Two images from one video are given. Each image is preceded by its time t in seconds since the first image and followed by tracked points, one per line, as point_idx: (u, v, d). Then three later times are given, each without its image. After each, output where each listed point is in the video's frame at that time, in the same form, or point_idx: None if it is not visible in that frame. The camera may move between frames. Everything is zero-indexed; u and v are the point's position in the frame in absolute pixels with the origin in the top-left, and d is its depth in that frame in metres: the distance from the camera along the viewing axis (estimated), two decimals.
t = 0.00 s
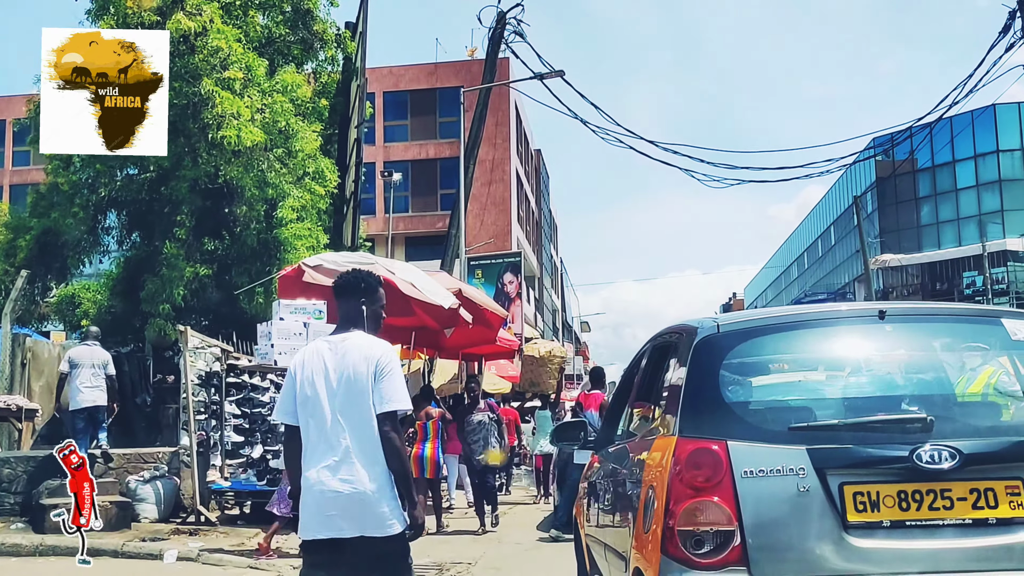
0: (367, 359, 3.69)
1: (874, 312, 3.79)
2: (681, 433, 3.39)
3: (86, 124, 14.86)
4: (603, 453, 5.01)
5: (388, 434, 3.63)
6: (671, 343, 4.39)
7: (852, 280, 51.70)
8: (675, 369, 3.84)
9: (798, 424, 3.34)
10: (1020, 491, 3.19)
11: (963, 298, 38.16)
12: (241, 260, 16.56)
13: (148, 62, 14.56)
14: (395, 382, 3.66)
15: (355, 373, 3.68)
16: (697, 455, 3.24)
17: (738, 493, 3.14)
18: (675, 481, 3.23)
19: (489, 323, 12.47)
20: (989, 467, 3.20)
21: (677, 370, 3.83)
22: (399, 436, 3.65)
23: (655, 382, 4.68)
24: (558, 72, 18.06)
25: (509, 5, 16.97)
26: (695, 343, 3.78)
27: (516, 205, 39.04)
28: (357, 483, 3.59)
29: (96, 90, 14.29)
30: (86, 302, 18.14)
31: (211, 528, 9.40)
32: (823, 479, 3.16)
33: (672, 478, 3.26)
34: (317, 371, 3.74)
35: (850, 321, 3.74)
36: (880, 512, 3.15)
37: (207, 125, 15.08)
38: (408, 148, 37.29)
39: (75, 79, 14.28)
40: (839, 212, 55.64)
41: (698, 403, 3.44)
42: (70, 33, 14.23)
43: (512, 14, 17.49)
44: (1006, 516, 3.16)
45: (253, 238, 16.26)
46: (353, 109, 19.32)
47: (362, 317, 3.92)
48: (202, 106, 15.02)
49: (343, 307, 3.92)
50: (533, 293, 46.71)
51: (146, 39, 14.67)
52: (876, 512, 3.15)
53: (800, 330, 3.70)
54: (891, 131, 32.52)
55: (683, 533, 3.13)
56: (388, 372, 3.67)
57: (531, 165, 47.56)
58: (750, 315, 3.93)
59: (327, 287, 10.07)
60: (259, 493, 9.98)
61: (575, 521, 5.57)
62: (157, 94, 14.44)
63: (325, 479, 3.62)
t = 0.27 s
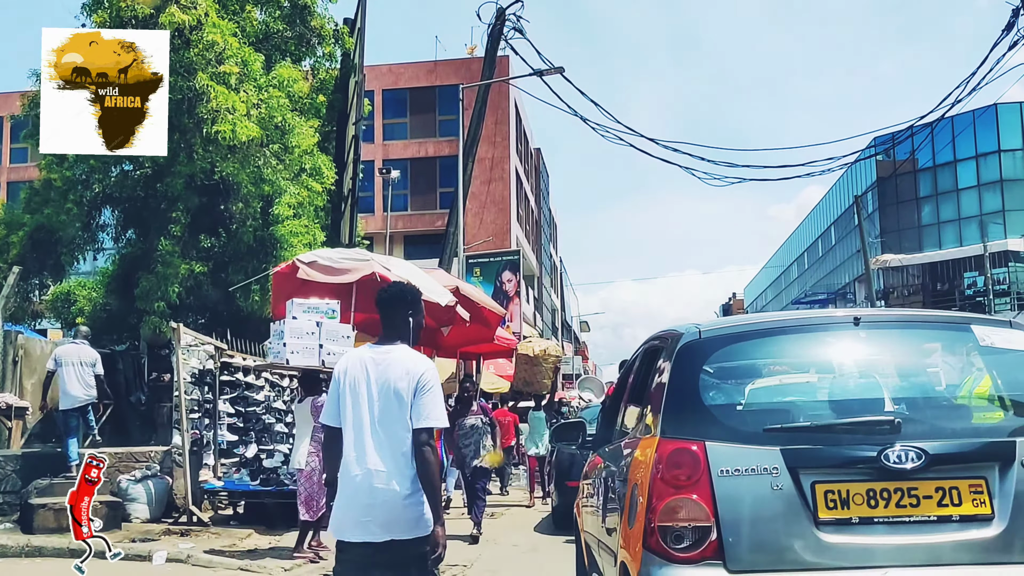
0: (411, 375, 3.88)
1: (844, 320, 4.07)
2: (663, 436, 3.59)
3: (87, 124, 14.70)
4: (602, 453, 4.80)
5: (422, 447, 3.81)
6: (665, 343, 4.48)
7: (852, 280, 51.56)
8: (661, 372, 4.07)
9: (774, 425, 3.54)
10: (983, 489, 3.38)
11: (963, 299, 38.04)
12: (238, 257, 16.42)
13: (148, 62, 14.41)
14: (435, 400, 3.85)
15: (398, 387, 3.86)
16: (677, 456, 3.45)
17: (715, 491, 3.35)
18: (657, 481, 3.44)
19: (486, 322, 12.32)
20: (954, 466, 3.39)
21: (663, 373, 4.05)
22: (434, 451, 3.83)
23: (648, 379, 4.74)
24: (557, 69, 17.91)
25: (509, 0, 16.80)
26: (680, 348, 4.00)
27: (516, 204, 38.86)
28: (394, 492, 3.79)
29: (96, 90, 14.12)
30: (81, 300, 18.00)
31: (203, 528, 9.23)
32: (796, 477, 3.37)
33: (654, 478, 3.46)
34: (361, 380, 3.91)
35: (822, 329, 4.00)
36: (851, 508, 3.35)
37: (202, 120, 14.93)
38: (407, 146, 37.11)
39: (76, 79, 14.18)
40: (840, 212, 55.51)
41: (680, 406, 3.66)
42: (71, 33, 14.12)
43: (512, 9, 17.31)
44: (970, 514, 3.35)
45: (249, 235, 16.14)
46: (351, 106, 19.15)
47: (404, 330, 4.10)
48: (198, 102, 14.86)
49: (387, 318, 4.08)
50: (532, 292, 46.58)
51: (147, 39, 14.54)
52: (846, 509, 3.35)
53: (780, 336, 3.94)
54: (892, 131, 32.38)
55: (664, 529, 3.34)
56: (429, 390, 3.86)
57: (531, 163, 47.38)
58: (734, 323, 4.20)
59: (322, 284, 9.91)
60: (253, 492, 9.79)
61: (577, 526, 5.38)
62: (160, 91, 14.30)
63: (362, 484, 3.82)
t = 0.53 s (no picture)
0: (440, 363, 4.00)
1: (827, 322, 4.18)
2: (649, 434, 3.70)
3: (86, 124, 14.36)
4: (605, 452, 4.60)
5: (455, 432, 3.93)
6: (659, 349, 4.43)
7: (852, 280, 51.43)
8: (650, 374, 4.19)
9: (753, 425, 3.64)
10: (953, 486, 3.46)
11: (964, 298, 37.91)
12: (233, 255, 16.24)
13: (148, 63, 14.23)
14: (464, 387, 3.97)
15: (428, 374, 3.98)
16: (661, 453, 3.55)
17: (697, 488, 3.44)
18: (643, 477, 3.55)
19: (483, 319, 12.13)
20: (925, 464, 3.46)
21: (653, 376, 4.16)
22: (465, 436, 3.94)
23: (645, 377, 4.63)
24: (555, 65, 17.75)
25: None
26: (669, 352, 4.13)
27: (515, 203, 38.69)
28: (425, 476, 3.90)
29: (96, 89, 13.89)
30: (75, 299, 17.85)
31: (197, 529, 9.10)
32: (773, 475, 3.45)
33: (640, 474, 3.57)
34: (393, 369, 4.04)
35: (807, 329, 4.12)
36: (826, 505, 3.43)
37: (196, 117, 14.78)
38: (405, 145, 36.91)
39: (77, 79, 13.97)
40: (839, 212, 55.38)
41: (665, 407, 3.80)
42: (70, 33, 14.01)
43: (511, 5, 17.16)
44: (940, 510, 3.42)
45: (245, 233, 15.99)
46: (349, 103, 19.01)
47: (434, 322, 4.22)
48: (191, 97, 14.71)
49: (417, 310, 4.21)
50: (531, 292, 46.44)
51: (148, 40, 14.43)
52: (821, 506, 3.43)
53: (760, 339, 4.06)
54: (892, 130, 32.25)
55: (649, 525, 3.44)
56: (458, 376, 3.98)
57: (530, 162, 47.21)
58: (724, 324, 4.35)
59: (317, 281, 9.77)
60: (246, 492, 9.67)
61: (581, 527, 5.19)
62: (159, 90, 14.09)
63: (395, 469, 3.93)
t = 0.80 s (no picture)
0: (456, 372, 4.32)
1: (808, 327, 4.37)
2: (635, 435, 3.91)
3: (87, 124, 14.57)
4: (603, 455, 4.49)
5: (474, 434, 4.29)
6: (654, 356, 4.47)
7: (851, 280, 51.31)
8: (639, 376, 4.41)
9: (734, 426, 3.81)
10: (924, 483, 3.60)
11: (963, 297, 37.81)
12: (228, 253, 16.01)
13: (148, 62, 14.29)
14: (479, 393, 4.31)
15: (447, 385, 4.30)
16: (645, 453, 3.76)
17: (678, 486, 3.65)
18: (628, 475, 3.76)
19: (481, 316, 11.93)
20: (897, 463, 3.60)
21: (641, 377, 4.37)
22: (484, 438, 4.29)
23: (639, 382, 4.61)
24: (553, 60, 17.55)
25: None
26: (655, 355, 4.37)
27: (513, 201, 38.54)
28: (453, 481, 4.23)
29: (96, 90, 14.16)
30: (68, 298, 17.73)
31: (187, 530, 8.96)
32: (752, 473, 3.63)
33: (626, 472, 3.79)
34: (413, 382, 4.33)
35: (787, 336, 4.31)
36: (802, 502, 3.60)
37: (187, 111, 14.67)
38: (402, 142, 36.76)
39: (78, 78, 14.33)
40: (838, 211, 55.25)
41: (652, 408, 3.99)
42: (71, 34, 14.39)
43: None
44: (912, 506, 3.58)
45: (238, 230, 15.76)
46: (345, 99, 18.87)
47: (444, 333, 4.53)
48: (183, 91, 14.60)
49: (427, 323, 4.49)
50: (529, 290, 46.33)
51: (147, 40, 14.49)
52: (799, 502, 3.60)
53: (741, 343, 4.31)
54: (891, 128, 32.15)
55: (634, 520, 3.66)
56: (474, 384, 4.32)
57: (528, 160, 47.10)
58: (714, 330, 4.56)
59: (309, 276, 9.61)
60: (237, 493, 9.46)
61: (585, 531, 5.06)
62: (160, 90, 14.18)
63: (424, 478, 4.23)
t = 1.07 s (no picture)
0: (458, 361, 4.29)
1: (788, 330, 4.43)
2: (620, 433, 4.02)
3: (85, 124, 13.63)
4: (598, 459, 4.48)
5: (476, 425, 4.22)
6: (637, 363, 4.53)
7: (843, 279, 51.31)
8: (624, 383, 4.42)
9: (713, 426, 3.92)
10: (893, 480, 3.70)
11: (956, 296, 37.81)
12: (216, 250, 15.80)
13: (149, 62, 13.82)
14: (482, 382, 4.26)
15: (447, 373, 4.28)
16: (628, 452, 3.88)
17: (660, 483, 3.76)
18: (613, 472, 3.88)
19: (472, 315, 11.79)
20: (869, 461, 3.70)
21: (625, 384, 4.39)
22: (485, 427, 4.23)
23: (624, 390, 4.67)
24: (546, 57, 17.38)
25: None
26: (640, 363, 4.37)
27: (505, 200, 38.38)
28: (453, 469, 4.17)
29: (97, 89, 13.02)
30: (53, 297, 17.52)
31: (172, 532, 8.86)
32: (729, 471, 3.74)
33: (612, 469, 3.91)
34: (415, 371, 4.32)
35: (766, 340, 4.33)
36: (777, 497, 3.71)
37: (174, 107, 14.53)
38: (393, 141, 36.55)
39: (76, 79, 13.17)
40: (830, 210, 55.27)
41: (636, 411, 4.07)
42: (71, 34, 13.62)
43: None
44: (882, 501, 3.67)
45: (226, 228, 15.55)
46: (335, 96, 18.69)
47: (448, 325, 4.51)
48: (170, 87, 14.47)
49: (432, 316, 4.49)
50: (521, 290, 46.15)
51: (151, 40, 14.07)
52: (773, 498, 3.71)
53: (724, 349, 4.30)
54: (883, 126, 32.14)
55: (618, 515, 3.79)
56: (475, 372, 4.27)
57: (519, 159, 46.93)
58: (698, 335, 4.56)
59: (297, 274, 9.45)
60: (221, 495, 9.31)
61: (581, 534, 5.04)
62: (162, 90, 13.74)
63: (425, 466, 4.20)
